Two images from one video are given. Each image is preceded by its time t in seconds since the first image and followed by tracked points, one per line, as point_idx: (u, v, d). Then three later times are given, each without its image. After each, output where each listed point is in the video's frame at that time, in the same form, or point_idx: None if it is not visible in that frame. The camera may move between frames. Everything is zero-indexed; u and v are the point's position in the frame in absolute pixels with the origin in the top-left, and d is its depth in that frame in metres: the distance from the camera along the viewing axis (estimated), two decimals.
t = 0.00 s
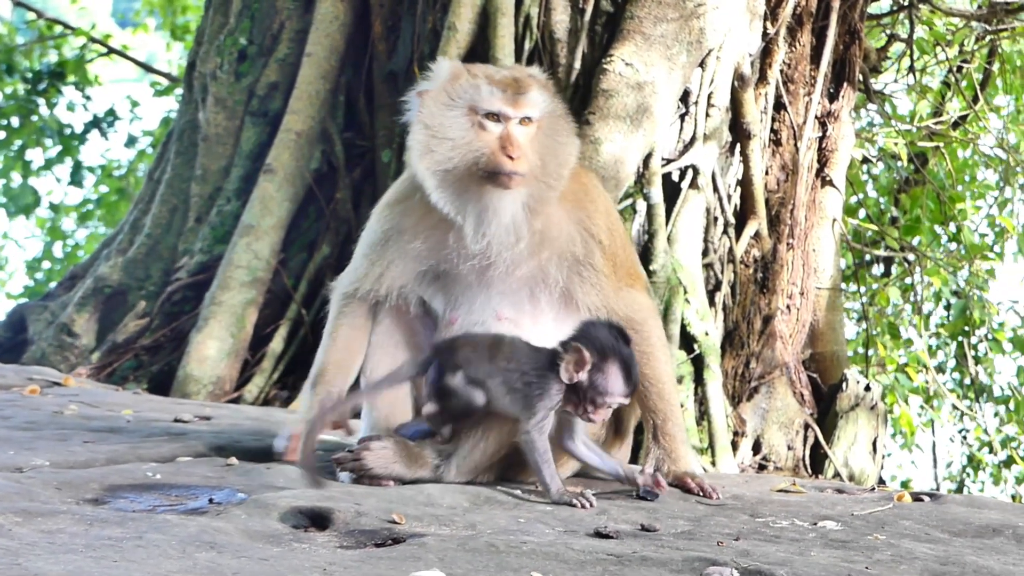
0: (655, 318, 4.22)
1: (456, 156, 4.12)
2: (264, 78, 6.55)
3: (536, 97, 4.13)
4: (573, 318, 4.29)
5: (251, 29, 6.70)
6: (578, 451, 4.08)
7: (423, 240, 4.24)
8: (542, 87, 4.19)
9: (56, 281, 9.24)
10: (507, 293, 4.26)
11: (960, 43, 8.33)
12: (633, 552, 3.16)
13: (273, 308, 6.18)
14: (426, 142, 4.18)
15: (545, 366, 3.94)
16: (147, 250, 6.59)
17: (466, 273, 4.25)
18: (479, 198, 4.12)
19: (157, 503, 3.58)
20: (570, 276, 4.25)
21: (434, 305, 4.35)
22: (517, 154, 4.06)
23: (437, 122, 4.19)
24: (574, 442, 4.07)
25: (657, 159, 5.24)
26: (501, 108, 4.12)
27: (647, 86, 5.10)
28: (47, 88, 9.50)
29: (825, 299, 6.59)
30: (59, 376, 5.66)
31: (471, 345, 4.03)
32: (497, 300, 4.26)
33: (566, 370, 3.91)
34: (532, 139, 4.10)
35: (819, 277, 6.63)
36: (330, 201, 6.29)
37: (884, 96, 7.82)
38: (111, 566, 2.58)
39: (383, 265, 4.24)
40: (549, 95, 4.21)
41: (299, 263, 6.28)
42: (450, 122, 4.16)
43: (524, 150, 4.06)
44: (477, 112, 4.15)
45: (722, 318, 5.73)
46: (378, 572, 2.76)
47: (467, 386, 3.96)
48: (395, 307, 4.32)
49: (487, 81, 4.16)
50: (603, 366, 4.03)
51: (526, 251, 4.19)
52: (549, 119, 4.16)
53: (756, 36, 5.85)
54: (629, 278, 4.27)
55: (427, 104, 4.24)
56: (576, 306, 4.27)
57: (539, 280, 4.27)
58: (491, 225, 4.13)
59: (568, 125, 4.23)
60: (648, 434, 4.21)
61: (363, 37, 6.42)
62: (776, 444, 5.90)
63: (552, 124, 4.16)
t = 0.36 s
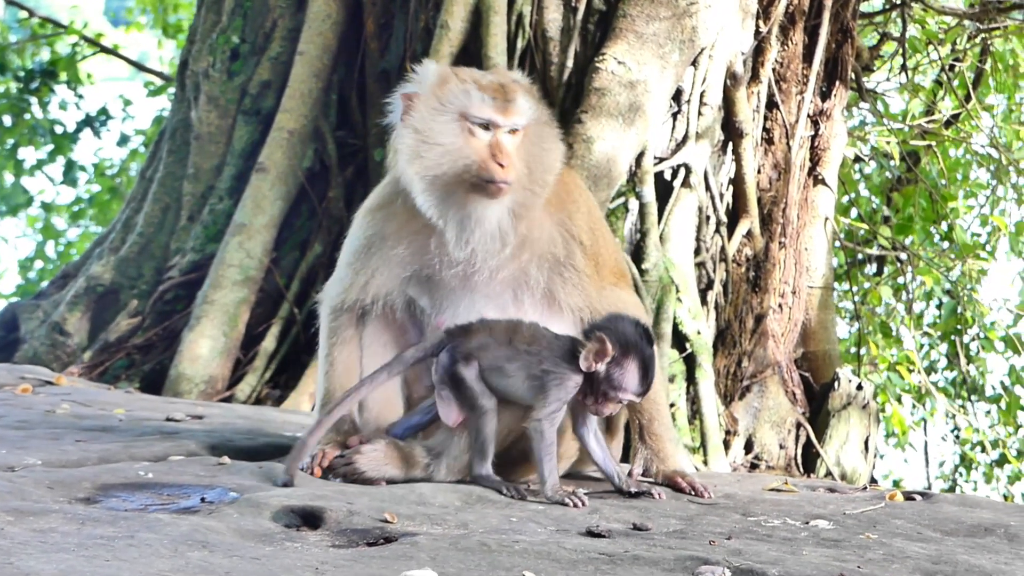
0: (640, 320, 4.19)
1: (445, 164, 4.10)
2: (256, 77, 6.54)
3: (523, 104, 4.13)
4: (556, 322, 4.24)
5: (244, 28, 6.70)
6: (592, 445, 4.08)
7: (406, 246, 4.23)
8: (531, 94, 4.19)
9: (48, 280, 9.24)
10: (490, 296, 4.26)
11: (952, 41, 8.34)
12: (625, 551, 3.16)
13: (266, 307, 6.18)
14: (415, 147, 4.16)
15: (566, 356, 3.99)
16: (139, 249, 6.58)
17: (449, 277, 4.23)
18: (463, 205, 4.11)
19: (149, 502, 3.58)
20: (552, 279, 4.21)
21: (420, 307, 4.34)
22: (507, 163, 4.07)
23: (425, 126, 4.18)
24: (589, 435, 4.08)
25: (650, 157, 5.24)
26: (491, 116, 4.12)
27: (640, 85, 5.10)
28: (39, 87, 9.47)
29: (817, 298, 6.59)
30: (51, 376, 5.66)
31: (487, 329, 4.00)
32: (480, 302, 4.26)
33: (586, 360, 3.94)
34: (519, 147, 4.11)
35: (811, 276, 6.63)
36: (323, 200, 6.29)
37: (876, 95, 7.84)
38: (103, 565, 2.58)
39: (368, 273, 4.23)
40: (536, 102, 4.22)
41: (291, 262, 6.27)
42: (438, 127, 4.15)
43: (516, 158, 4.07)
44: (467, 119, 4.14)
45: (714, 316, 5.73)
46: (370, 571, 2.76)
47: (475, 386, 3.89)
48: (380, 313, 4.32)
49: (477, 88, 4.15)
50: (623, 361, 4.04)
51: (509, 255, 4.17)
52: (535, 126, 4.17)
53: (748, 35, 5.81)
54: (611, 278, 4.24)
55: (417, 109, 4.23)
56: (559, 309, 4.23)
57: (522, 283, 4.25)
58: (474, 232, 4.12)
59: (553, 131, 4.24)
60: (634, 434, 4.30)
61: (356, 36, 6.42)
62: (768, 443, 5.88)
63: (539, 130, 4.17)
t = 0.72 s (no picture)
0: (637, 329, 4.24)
1: (451, 178, 4.09)
2: (248, 76, 6.55)
3: (534, 120, 4.10)
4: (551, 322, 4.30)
5: (235, 27, 6.70)
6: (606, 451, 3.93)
7: (405, 247, 4.23)
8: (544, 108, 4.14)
9: (39, 280, 9.23)
10: (486, 297, 4.28)
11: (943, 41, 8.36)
12: (616, 550, 3.16)
13: (257, 306, 6.18)
14: (423, 158, 4.13)
15: (590, 362, 3.86)
16: (131, 248, 6.58)
17: (447, 279, 4.26)
18: (466, 217, 4.14)
19: (140, 501, 3.57)
20: (550, 282, 4.24)
21: (414, 306, 4.34)
22: (513, 183, 4.06)
23: (434, 138, 4.13)
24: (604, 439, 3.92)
25: (641, 157, 5.23)
26: (500, 137, 4.08)
27: (631, 84, 5.11)
28: (30, 87, 9.45)
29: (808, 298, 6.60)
30: (42, 375, 5.65)
31: (506, 324, 3.90)
32: (476, 302, 4.28)
33: (610, 364, 3.82)
34: (526, 164, 4.09)
35: (802, 275, 6.60)
36: (314, 199, 6.30)
37: (867, 95, 7.86)
38: (94, 564, 2.58)
39: (365, 270, 4.21)
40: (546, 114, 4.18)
41: (282, 261, 6.27)
42: (446, 140, 4.11)
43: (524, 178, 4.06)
44: (478, 136, 4.10)
45: (706, 315, 5.73)
46: (361, 570, 2.76)
47: (486, 385, 3.81)
48: (375, 311, 4.30)
49: (487, 103, 4.10)
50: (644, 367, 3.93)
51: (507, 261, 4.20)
52: (543, 142, 4.14)
53: (739, 34, 5.84)
54: (608, 282, 4.28)
55: (428, 115, 4.17)
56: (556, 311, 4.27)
57: (520, 286, 4.27)
58: (475, 241, 4.15)
59: (560, 141, 4.22)
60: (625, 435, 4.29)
61: (347, 35, 6.43)
62: (760, 442, 5.89)
63: (548, 146, 4.15)
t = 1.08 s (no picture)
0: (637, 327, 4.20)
1: (455, 155, 4.17)
2: (239, 76, 6.55)
3: (534, 101, 4.21)
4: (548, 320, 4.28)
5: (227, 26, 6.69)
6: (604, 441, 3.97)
7: (407, 237, 4.22)
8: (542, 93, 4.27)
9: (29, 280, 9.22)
10: (484, 292, 4.29)
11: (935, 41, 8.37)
12: (608, 549, 3.15)
13: (248, 306, 6.18)
14: (425, 138, 4.21)
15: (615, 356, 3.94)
16: (122, 248, 6.58)
17: (447, 269, 4.25)
18: (471, 195, 4.17)
19: (132, 500, 3.56)
20: (550, 278, 4.22)
21: (411, 304, 4.32)
22: (517, 157, 4.13)
23: (435, 116, 4.24)
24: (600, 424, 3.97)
25: (633, 156, 5.25)
26: (503, 109, 4.19)
27: (623, 83, 5.13)
28: (21, 86, 9.44)
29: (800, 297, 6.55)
30: (33, 374, 5.65)
31: (526, 327, 3.87)
32: (474, 297, 4.28)
33: (639, 360, 3.90)
34: (528, 142, 4.17)
35: (794, 275, 6.58)
36: (306, 199, 6.30)
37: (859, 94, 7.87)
38: (86, 563, 2.57)
39: (365, 263, 4.17)
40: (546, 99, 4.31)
41: (274, 261, 6.27)
42: (448, 118, 4.22)
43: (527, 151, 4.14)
44: (479, 112, 4.21)
45: (697, 315, 5.74)
46: (353, 569, 2.75)
47: (495, 386, 3.82)
48: (372, 307, 4.25)
49: (488, 81, 4.23)
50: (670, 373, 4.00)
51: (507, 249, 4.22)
52: (544, 123, 4.23)
53: (732, 34, 5.86)
54: (607, 282, 4.22)
55: (429, 99, 4.28)
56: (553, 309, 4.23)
57: (518, 280, 4.27)
58: (479, 223, 4.17)
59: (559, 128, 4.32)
60: (618, 435, 4.29)
61: (339, 35, 6.43)
62: (751, 441, 5.91)
63: (548, 126, 4.25)
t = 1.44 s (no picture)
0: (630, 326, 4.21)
1: (446, 150, 4.17)
2: (232, 77, 6.55)
3: (524, 97, 4.23)
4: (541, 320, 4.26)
5: (220, 28, 6.70)
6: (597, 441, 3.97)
7: (400, 237, 4.22)
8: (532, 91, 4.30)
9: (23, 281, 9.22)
10: (477, 293, 4.27)
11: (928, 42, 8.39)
12: (601, 550, 3.15)
13: (242, 307, 6.18)
14: (415, 135, 4.22)
15: (609, 353, 3.91)
16: (115, 249, 6.58)
17: (440, 269, 4.25)
18: (464, 193, 4.16)
19: (126, 501, 3.55)
20: (542, 278, 4.23)
21: (404, 306, 4.32)
22: (509, 151, 4.16)
23: (426, 114, 4.25)
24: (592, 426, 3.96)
25: (625, 157, 5.28)
26: (493, 105, 4.21)
27: (615, 85, 5.13)
28: (14, 87, 9.44)
29: (793, 298, 6.57)
30: (26, 376, 5.65)
31: (518, 324, 3.89)
32: (467, 298, 4.26)
33: (629, 358, 3.88)
34: (519, 138, 4.19)
35: (788, 275, 6.58)
36: (299, 200, 6.29)
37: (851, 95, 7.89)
38: (79, 565, 2.56)
39: (358, 264, 4.18)
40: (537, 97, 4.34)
41: (267, 262, 6.27)
42: (439, 115, 4.22)
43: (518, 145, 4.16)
44: (469, 108, 4.23)
45: (691, 317, 5.74)
46: (346, 571, 2.75)
47: (491, 387, 3.83)
48: (366, 307, 4.25)
49: (478, 78, 4.26)
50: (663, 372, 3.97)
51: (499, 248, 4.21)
52: (535, 120, 4.26)
53: (723, 35, 5.84)
54: (599, 283, 4.24)
55: (419, 98, 4.29)
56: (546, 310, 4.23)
57: (511, 281, 4.26)
58: (472, 221, 4.17)
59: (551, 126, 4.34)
60: (612, 436, 4.28)
61: (332, 36, 6.44)
62: (745, 443, 5.87)
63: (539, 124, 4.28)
